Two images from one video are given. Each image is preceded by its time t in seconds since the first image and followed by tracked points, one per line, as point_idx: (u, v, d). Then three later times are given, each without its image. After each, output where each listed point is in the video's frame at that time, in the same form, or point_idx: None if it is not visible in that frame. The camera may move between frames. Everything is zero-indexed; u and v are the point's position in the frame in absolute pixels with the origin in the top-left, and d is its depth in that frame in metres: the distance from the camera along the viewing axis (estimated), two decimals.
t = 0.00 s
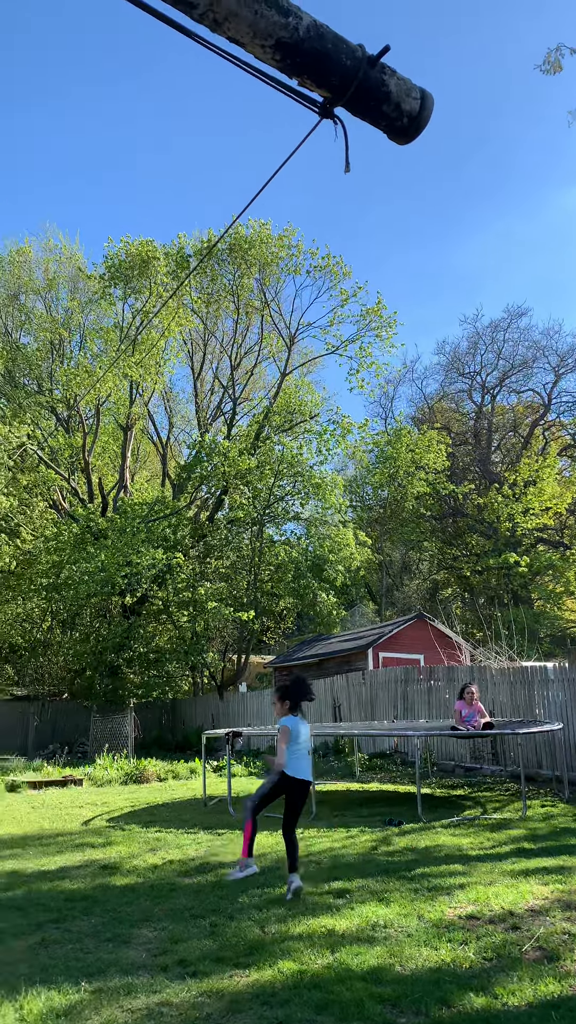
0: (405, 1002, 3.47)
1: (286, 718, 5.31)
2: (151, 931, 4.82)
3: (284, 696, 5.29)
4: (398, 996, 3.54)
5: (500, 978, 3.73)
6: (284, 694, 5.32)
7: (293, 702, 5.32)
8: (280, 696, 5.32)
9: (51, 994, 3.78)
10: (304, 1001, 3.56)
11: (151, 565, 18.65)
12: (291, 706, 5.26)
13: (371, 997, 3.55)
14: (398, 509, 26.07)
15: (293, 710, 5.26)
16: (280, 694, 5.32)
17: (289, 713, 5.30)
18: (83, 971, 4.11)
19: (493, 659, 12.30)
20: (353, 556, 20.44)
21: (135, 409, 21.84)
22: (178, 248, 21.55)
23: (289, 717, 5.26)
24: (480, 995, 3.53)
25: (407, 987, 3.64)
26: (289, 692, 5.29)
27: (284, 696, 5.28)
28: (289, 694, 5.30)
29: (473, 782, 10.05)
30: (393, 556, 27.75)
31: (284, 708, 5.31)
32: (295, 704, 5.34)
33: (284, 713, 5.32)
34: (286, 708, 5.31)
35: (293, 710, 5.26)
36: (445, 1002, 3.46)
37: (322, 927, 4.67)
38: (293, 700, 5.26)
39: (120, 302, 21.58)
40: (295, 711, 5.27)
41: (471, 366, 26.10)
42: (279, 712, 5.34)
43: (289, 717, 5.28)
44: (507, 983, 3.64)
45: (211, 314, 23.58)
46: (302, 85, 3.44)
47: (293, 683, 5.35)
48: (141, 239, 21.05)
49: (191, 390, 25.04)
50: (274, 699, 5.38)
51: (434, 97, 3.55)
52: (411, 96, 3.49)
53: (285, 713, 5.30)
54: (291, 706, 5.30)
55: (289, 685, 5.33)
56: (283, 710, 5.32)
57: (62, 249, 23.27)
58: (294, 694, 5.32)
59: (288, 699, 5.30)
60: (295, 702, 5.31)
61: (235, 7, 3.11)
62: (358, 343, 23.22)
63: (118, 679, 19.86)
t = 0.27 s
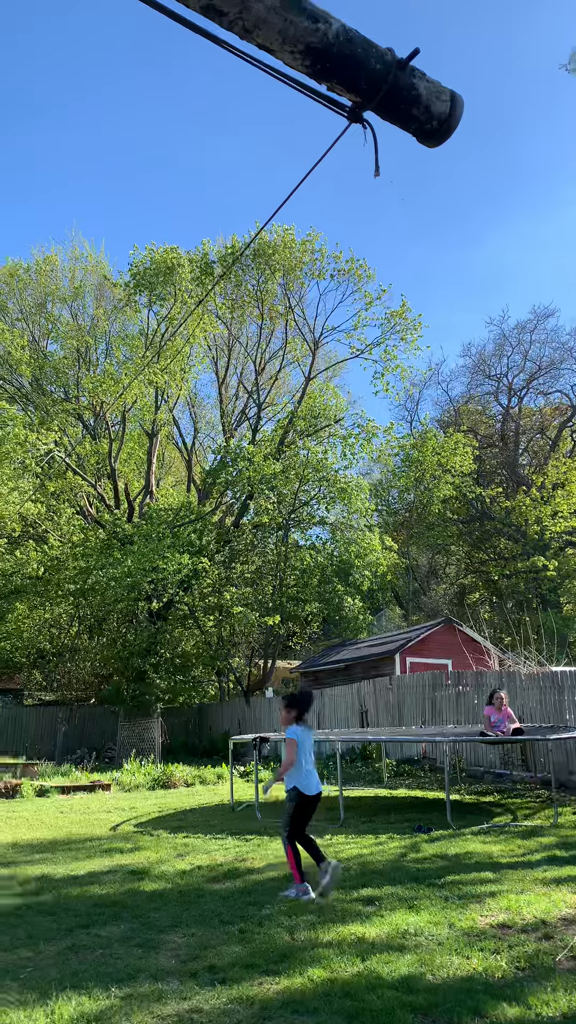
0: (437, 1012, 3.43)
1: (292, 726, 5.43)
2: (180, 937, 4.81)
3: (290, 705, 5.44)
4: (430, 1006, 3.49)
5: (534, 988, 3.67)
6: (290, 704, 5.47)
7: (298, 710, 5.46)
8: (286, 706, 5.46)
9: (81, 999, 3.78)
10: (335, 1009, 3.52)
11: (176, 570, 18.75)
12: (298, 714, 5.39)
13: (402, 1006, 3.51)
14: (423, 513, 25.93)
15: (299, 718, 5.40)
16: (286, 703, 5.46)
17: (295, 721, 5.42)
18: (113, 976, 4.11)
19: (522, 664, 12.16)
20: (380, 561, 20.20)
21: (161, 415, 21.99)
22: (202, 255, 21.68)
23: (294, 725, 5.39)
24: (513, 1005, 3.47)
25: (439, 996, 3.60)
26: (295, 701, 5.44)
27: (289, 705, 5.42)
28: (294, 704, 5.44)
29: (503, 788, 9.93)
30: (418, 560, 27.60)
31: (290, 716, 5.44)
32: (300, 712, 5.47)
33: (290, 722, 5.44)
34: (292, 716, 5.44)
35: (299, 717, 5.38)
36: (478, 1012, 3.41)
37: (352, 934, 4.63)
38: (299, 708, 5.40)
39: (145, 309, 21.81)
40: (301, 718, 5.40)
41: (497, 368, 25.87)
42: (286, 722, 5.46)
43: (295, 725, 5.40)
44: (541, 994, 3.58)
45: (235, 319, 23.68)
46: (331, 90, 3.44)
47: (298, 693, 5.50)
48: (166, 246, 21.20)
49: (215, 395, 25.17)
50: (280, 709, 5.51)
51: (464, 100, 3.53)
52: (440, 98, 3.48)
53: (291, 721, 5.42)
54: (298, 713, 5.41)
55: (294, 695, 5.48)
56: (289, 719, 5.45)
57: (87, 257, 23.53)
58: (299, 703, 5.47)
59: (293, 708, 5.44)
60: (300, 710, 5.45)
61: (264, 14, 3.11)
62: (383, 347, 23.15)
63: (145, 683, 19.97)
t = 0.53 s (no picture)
0: None
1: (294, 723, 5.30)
2: (189, 948, 4.78)
3: (293, 703, 5.27)
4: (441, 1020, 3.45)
5: (547, 1003, 3.62)
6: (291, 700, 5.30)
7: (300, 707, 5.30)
8: (289, 704, 5.28)
9: (90, 1010, 3.76)
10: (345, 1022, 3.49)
11: (186, 578, 18.77)
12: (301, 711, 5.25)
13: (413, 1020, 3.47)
14: (434, 522, 25.86)
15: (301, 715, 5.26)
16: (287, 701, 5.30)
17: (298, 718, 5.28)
18: (122, 987, 4.09)
19: (534, 674, 12.07)
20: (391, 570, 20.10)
21: (171, 423, 22.07)
22: (213, 264, 21.80)
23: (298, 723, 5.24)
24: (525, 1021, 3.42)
25: (450, 1011, 3.56)
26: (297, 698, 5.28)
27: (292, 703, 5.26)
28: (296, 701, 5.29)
29: (514, 800, 9.85)
30: (429, 569, 27.50)
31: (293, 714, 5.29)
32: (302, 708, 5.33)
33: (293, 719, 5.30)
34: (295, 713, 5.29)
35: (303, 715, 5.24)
36: None
37: (362, 947, 4.59)
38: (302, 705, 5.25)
39: (157, 317, 21.96)
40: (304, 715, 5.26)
41: (508, 377, 25.81)
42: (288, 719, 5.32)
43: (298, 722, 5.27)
44: (554, 1009, 3.54)
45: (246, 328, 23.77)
46: (344, 102, 3.46)
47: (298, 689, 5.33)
48: (177, 255, 21.33)
49: (226, 404, 25.24)
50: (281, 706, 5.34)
51: (477, 111, 3.54)
52: (453, 110, 3.49)
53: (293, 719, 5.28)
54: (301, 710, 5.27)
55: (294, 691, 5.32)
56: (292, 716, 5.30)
57: (99, 267, 23.71)
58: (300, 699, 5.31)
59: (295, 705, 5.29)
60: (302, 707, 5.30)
61: (278, 28, 3.13)
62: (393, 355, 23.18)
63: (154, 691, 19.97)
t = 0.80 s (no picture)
0: None
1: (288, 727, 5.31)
2: (195, 951, 4.78)
3: (288, 706, 5.29)
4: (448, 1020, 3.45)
5: (554, 1004, 3.61)
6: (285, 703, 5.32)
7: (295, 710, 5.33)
8: (284, 707, 5.31)
9: (96, 1013, 3.75)
10: None
11: (190, 580, 18.78)
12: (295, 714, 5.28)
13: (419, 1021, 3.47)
14: (436, 522, 25.84)
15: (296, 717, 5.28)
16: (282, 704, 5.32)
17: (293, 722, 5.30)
18: (128, 990, 4.09)
19: (538, 674, 12.04)
20: (394, 571, 20.07)
21: (173, 425, 22.06)
22: (213, 266, 21.78)
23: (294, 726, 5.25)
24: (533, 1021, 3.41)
25: (457, 1012, 3.55)
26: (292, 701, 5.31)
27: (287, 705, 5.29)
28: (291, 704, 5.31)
29: (519, 800, 9.83)
30: (433, 569, 27.46)
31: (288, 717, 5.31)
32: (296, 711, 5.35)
33: (288, 723, 5.31)
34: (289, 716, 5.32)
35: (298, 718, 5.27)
36: None
37: (368, 948, 4.58)
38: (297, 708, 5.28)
39: (158, 320, 21.95)
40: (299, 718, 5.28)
41: (510, 377, 25.77)
42: (282, 723, 5.33)
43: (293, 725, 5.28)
44: (561, 1010, 3.52)
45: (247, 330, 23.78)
46: (343, 102, 3.46)
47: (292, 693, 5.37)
48: (178, 258, 21.33)
49: (227, 406, 25.24)
50: (276, 710, 5.35)
51: (476, 110, 3.54)
52: (452, 109, 3.49)
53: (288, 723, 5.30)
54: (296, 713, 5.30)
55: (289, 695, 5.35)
56: (287, 719, 5.32)
57: (100, 269, 23.72)
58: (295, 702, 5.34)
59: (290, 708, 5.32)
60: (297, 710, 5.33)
61: (276, 29, 3.14)
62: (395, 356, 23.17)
63: (158, 694, 19.96)
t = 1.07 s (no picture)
0: None
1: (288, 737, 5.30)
2: (205, 948, 4.79)
3: (292, 718, 5.29)
4: (459, 1018, 3.44)
5: (565, 1001, 3.60)
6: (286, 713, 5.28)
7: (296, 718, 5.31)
8: (288, 717, 5.30)
9: (107, 1010, 3.77)
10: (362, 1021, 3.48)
11: (197, 578, 18.81)
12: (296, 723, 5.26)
13: (430, 1018, 3.46)
14: (444, 519, 25.79)
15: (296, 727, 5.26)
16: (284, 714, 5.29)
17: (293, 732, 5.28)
18: (139, 988, 4.10)
19: (548, 671, 12.00)
20: (402, 569, 20.02)
21: (180, 424, 22.09)
22: (219, 264, 21.80)
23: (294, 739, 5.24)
24: (544, 1018, 3.39)
25: (468, 1009, 3.54)
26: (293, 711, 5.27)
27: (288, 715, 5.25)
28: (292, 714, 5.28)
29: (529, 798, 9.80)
30: (441, 566, 27.42)
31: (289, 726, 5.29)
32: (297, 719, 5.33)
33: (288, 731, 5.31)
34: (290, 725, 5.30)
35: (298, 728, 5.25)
36: None
37: (378, 945, 4.58)
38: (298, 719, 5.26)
39: (164, 319, 22.03)
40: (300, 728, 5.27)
41: (517, 373, 25.66)
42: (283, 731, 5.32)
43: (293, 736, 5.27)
44: (572, 1008, 3.51)
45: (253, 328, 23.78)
46: (349, 97, 3.45)
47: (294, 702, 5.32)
48: (184, 256, 21.36)
49: (234, 404, 25.25)
50: (278, 718, 5.33)
51: (483, 104, 3.52)
52: (459, 103, 3.47)
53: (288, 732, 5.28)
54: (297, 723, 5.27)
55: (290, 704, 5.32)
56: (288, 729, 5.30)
57: (106, 269, 23.79)
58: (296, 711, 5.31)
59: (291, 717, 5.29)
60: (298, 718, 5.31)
61: (282, 24, 3.14)
62: (401, 353, 23.09)
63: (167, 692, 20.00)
